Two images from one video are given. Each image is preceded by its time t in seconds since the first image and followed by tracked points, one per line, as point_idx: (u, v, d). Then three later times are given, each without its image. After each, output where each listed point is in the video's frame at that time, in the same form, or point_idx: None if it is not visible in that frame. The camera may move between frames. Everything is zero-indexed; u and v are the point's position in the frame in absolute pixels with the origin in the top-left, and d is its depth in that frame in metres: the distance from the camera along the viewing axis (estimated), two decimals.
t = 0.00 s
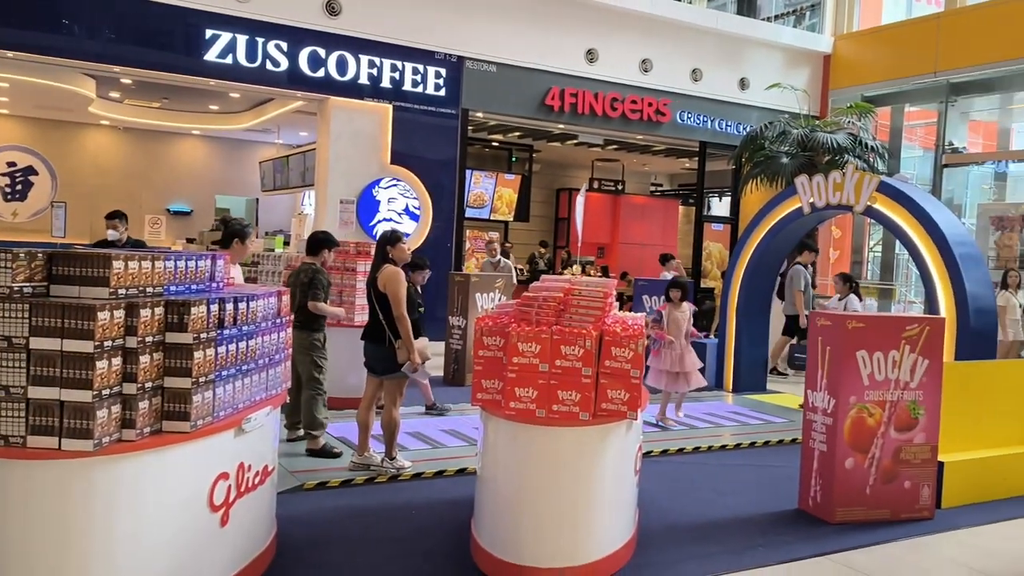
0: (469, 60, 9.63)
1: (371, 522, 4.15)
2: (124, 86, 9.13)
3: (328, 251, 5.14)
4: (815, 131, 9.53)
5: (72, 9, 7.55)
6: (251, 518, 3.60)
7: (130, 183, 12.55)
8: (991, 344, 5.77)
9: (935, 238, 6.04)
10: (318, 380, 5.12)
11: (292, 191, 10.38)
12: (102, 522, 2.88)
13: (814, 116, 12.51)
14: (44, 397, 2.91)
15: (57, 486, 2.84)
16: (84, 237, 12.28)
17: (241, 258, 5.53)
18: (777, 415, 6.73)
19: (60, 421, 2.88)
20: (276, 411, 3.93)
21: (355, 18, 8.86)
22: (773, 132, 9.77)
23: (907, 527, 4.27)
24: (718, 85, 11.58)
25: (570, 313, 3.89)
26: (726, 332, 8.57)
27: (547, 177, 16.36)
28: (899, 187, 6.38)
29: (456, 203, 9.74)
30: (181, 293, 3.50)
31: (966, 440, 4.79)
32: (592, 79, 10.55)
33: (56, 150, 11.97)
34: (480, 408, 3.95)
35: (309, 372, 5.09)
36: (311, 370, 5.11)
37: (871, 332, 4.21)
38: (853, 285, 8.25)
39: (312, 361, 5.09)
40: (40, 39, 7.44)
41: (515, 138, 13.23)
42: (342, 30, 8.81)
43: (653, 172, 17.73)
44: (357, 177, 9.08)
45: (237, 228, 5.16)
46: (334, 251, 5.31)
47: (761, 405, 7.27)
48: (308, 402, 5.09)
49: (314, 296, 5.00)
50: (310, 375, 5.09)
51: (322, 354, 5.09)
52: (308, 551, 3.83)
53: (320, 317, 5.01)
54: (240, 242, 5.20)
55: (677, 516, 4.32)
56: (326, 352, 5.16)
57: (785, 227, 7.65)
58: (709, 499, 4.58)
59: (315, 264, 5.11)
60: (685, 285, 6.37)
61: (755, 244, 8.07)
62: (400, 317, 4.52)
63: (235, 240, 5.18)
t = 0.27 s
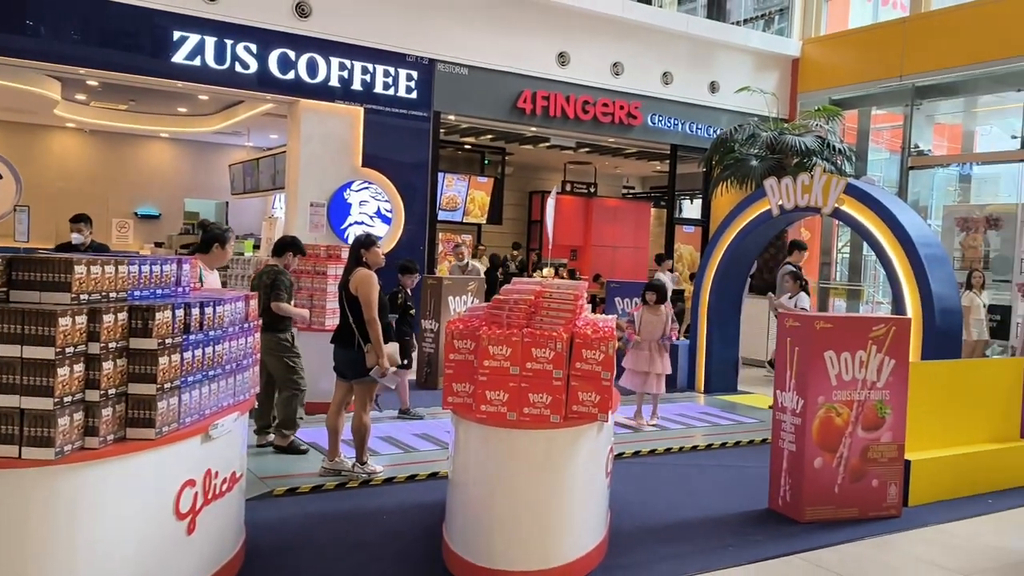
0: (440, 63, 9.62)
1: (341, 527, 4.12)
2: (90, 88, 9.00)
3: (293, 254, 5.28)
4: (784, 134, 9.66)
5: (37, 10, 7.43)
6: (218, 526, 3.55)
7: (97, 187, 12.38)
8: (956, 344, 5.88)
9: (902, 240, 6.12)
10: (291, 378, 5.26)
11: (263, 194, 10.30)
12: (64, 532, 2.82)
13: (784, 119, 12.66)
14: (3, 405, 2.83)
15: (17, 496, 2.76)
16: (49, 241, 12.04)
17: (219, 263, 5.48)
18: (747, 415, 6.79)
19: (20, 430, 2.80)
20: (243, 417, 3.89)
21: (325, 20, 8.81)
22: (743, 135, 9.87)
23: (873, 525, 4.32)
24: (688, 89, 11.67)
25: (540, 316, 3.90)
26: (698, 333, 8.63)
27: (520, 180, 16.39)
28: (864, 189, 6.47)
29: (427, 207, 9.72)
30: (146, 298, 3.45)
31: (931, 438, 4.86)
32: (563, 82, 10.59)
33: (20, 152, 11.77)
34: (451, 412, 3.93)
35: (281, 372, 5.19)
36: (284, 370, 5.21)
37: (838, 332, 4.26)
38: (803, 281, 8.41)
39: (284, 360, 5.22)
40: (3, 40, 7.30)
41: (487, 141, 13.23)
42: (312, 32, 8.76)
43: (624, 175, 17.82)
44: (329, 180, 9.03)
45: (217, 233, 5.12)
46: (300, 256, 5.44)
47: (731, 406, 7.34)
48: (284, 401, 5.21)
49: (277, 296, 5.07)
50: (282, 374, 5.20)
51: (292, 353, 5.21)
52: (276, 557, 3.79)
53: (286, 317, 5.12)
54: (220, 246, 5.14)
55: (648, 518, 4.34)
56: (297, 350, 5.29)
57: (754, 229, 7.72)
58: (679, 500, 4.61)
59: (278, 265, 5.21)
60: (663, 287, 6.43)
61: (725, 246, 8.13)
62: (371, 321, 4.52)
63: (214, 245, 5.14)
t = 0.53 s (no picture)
0: (411, 67, 9.60)
1: (309, 535, 4.08)
2: (53, 91, 8.85)
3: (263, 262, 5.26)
4: (752, 138, 9.77)
5: None
6: (182, 536, 3.50)
7: (62, 192, 12.23)
8: (919, 345, 5.97)
9: (867, 243, 6.20)
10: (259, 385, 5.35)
11: (232, 199, 10.20)
12: (22, 545, 2.76)
13: (752, 124, 12.78)
14: None
15: None
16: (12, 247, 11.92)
17: (196, 271, 5.45)
18: (717, 417, 6.84)
19: None
20: (209, 425, 3.85)
21: (293, 23, 8.76)
22: (712, 140, 9.96)
23: (840, 525, 4.37)
24: (658, 94, 11.75)
25: (510, 320, 3.90)
26: (668, 336, 8.67)
27: (491, 184, 16.41)
28: (830, 192, 6.55)
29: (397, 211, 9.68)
30: (106, 305, 3.39)
31: (896, 439, 4.93)
32: (534, 87, 10.62)
33: None
34: (419, 417, 3.91)
35: (249, 381, 5.28)
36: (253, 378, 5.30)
37: (804, 334, 4.31)
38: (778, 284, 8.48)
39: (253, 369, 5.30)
40: None
41: (459, 145, 13.23)
42: (281, 36, 8.70)
43: (596, 179, 17.89)
44: (298, 184, 8.97)
45: (193, 239, 5.11)
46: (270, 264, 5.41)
47: (701, 409, 7.39)
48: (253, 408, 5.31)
49: (240, 301, 5.07)
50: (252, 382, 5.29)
51: (262, 361, 5.31)
52: (243, 566, 3.75)
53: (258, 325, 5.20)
54: (197, 253, 5.12)
55: (617, 521, 4.35)
56: (265, 357, 5.42)
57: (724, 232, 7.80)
58: (648, 503, 4.63)
59: (246, 271, 5.21)
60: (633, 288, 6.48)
61: (694, 249, 8.20)
62: (340, 326, 4.48)
63: (191, 251, 5.12)
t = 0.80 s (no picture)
0: (388, 67, 9.58)
1: (282, 537, 4.06)
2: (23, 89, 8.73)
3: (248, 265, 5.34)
4: (728, 140, 9.84)
5: None
6: (152, 540, 3.47)
7: (34, 192, 12.06)
8: (892, 344, 6.04)
9: (841, 245, 6.26)
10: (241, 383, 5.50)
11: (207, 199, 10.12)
12: None
13: (727, 125, 12.87)
14: None
15: None
16: None
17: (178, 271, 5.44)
18: (693, 417, 6.87)
19: None
20: (179, 427, 3.81)
21: (269, 22, 8.71)
22: (688, 141, 10.03)
23: (814, 524, 4.40)
24: (636, 95, 11.80)
25: (484, 321, 3.90)
26: (645, 336, 8.71)
27: (469, 185, 16.41)
28: (804, 193, 6.60)
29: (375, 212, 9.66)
30: (75, 306, 3.35)
31: (868, 438, 4.98)
32: (512, 88, 10.63)
33: None
34: (394, 419, 3.90)
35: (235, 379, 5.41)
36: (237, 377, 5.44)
37: (777, 334, 4.34)
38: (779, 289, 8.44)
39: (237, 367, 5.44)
40: None
41: (437, 145, 13.21)
42: (257, 35, 8.64)
43: (574, 180, 17.93)
44: (274, 185, 8.92)
45: (179, 238, 5.14)
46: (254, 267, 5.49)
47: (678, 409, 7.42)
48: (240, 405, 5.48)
49: (225, 303, 5.14)
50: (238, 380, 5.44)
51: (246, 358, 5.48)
52: (215, 569, 3.72)
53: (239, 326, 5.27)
54: (181, 251, 5.18)
55: (591, 520, 4.36)
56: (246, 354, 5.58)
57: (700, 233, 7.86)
58: (623, 503, 4.65)
59: (229, 274, 5.28)
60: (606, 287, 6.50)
61: (671, 249, 8.25)
62: (317, 326, 4.48)
63: (177, 249, 5.17)
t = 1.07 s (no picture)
0: (367, 65, 9.54)
1: (256, 537, 4.04)
2: None
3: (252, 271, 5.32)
4: (706, 140, 9.89)
5: None
6: (123, 540, 3.44)
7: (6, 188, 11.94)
8: (866, 342, 6.10)
9: (817, 246, 6.30)
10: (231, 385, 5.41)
11: (183, 197, 10.04)
12: None
13: (705, 125, 12.93)
14: None
15: None
16: None
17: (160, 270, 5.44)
18: (670, 415, 6.91)
19: None
20: (151, 426, 3.78)
21: (246, 18, 8.64)
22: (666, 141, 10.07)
23: (788, 521, 4.44)
24: (615, 94, 11.83)
25: (461, 320, 3.89)
26: (623, 334, 8.74)
27: (449, 183, 16.38)
28: (780, 193, 6.65)
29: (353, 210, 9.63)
30: (44, 303, 3.31)
31: (843, 436, 5.03)
32: (492, 86, 10.62)
33: None
34: (369, 418, 3.88)
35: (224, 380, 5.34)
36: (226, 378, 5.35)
37: (752, 333, 4.37)
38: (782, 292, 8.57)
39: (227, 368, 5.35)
40: None
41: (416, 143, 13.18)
42: (234, 31, 8.58)
43: (553, 179, 17.95)
44: (252, 182, 8.87)
45: (164, 237, 5.18)
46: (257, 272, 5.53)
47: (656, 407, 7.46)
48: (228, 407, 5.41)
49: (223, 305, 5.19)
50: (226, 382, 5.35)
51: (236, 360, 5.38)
52: (187, 569, 3.69)
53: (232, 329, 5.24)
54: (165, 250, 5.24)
55: (567, 519, 4.37)
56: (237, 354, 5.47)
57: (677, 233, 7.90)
58: (599, 501, 4.66)
59: (230, 276, 5.30)
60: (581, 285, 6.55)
61: (650, 248, 8.29)
62: (294, 325, 4.46)
63: (160, 249, 5.20)
